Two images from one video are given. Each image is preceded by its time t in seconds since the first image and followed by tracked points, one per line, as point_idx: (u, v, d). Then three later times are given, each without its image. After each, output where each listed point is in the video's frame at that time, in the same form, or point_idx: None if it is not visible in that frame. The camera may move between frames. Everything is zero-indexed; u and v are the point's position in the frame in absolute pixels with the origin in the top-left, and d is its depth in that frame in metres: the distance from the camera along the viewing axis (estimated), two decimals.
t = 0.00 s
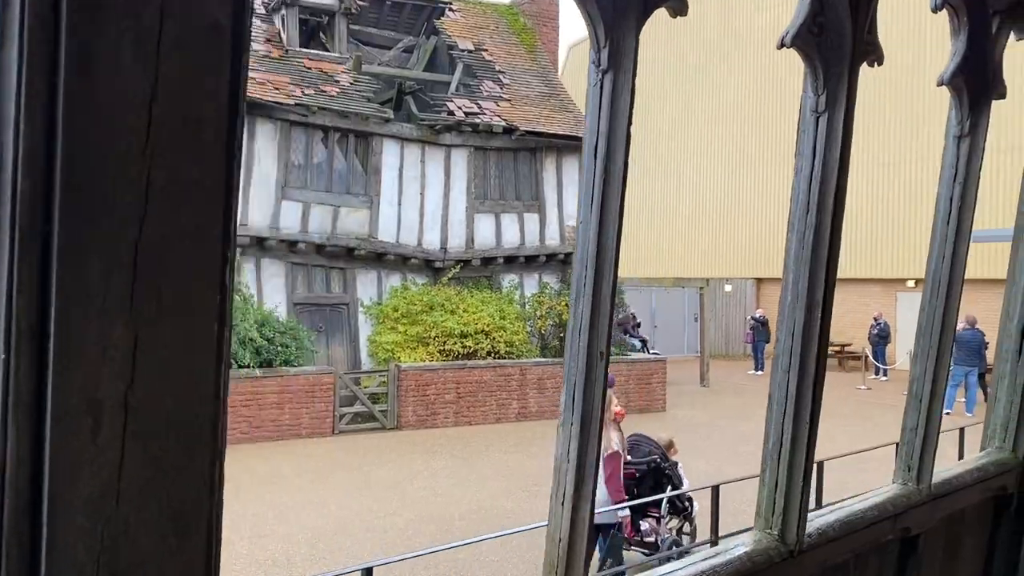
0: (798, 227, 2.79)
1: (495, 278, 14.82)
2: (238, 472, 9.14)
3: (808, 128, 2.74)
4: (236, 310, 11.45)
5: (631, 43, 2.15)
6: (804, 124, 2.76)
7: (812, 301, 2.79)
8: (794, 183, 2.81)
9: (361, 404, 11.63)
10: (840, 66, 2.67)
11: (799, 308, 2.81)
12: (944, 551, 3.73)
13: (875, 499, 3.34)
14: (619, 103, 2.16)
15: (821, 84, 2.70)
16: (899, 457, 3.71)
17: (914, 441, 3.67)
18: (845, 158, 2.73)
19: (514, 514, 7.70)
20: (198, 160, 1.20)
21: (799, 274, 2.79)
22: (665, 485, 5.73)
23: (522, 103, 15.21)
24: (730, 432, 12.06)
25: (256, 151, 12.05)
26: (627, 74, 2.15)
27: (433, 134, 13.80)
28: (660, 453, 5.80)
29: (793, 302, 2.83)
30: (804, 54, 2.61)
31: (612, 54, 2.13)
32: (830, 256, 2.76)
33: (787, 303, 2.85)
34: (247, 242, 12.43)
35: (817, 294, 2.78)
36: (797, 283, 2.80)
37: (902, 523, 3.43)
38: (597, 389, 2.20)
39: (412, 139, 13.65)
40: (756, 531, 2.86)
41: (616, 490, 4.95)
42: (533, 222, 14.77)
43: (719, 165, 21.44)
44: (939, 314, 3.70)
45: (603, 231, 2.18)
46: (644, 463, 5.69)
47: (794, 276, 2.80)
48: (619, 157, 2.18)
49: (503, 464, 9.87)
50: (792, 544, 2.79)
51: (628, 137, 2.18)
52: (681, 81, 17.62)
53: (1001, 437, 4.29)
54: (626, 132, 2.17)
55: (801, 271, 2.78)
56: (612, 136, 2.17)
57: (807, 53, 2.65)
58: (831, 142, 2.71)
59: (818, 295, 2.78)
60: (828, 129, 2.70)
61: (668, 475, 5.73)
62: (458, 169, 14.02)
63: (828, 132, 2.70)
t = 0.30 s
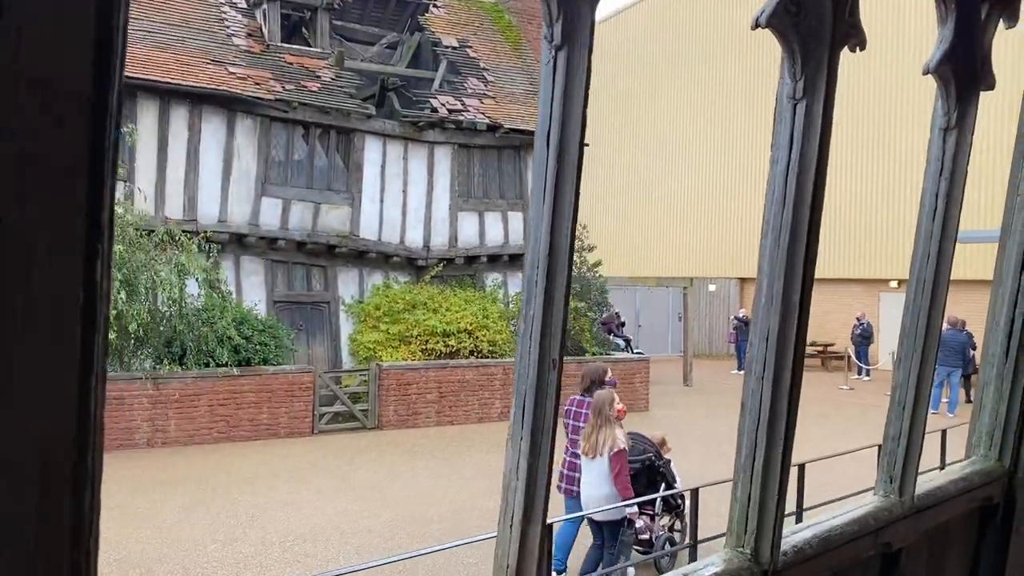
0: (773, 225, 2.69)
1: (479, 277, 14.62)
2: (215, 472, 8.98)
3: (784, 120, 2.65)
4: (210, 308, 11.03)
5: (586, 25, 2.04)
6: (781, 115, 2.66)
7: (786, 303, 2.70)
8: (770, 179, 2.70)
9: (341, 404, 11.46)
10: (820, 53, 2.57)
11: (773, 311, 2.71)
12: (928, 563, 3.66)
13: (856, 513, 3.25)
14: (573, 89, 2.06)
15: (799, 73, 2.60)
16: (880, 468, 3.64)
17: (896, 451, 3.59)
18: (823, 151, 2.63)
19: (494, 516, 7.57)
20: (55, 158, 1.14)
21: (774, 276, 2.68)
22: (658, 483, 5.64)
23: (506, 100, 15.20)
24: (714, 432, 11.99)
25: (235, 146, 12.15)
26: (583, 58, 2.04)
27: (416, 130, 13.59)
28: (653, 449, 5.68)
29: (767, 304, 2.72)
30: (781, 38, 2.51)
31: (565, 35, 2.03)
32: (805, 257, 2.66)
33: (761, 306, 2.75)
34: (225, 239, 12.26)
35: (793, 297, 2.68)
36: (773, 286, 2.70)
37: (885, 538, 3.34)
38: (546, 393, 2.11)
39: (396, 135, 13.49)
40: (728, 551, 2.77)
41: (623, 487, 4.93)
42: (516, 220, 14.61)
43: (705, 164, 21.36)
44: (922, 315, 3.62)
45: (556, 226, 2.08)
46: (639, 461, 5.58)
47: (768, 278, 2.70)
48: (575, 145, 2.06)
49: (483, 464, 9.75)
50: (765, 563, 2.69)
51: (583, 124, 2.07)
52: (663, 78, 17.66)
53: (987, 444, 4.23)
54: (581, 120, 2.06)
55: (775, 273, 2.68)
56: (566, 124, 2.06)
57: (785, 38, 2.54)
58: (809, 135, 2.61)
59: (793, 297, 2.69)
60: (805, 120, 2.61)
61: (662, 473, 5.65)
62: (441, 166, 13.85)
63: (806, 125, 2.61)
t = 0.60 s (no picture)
0: (764, 229, 2.58)
1: (468, 280, 14.47)
2: (195, 478, 8.80)
3: (776, 117, 2.55)
4: (194, 309, 10.73)
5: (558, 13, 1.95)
6: (773, 110, 2.56)
7: (776, 312, 2.58)
8: (761, 179, 2.59)
9: (327, 408, 11.31)
10: (815, 45, 2.47)
11: (763, 320, 2.59)
12: None
13: (852, 538, 3.14)
14: (541, 77, 1.94)
15: (792, 66, 2.49)
16: (878, 488, 3.54)
17: (895, 472, 3.50)
18: (817, 150, 2.52)
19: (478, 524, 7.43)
20: None
21: (766, 283, 2.56)
22: (659, 486, 5.50)
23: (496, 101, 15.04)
24: (703, 436, 11.86)
25: (221, 146, 11.98)
26: (555, 44, 1.94)
27: (404, 131, 13.42)
28: (654, 453, 5.56)
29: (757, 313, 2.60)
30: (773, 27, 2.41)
31: (534, 21, 1.93)
32: (798, 262, 2.54)
33: (750, 314, 2.63)
34: (209, 241, 12.03)
35: (786, 306, 2.57)
36: (764, 293, 2.57)
37: (883, 563, 3.22)
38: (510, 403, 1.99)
39: (384, 136, 13.34)
40: None
41: (627, 492, 4.91)
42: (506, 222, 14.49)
43: (697, 166, 21.24)
44: (923, 326, 3.52)
45: (522, 226, 1.97)
46: (640, 463, 5.46)
47: (759, 286, 2.58)
48: (542, 137, 1.95)
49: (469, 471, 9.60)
50: None
51: (552, 114, 1.96)
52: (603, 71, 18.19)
53: (988, 461, 4.11)
54: (551, 110, 1.95)
55: (766, 280, 2.57)
56: (535, 115, 1.95)
57: (777, 28, 2.44)
58: (802, 132, 2.50)
59: (784, 305, 2.57)
60: (796, 117, 2.50)
61: (662, 477, 5.52)
62: (430, 167, 13.70)
63: (797, 122, 2.50)
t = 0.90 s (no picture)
0: (756, 250, 2.45)
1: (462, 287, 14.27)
2: (183, 490, 8.65)
3: (770, 131, 2.43)
4: (184, 317, 10.61)
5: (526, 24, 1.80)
6: (767, 120, 2.45)
7: (772, 339, 2.43)
8: (755, 197, 2.47)
9: (318, 418, 11.18)
10: (813, 54, 2.37)
11: (759, 349, 2.44)
12: None
13: None
14: (503, 93, 1.78)
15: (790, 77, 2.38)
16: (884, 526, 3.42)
17: (900, 511, 3.37)
18: (815, 166, 2.40)
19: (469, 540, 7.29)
20: None
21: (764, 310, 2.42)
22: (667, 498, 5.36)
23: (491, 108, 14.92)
24: (700, 446, 11.72)
25: (212, 152, 11.86)
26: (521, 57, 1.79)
27: (398, 137, 13.32)
28: (661, 465, 5.42)
29: (750, 340, 2.46)
30: (769, 33, 2.30)
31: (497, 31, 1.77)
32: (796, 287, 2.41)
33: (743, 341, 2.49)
34: (200, 248, 11.89)
35: (785, 336, 2.43)
36: (761, 320, 2.44)
37: None
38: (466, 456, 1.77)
39: (377, 143, 13.22)
40: None
41: (642, 503, 4.81)
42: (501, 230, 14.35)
43: (692, 175, 21.24)
44: (932, 354, 3.41)
45: (482, 262, 1.79)
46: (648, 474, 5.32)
47: (753, 314, 2.45)
48: (507, 159, 1.79)
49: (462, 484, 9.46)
50: None
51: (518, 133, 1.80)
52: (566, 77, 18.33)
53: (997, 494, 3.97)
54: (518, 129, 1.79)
55: (760, 307, 2.43)
56: (493, 134, 1.78)
57: (774, 37, 2.33)
58: (799, 146, 2.39)
59: (781, 332, 2.43)
60: (789, 129, 2.39)
61: (670, 487, 5.38)
62: (424, 174, 13.60)
63: (791, 136, 2.39)
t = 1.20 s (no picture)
0: (753, 270, 2.36)
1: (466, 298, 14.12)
2: (181, 506, 8.54)
3: (768, 143, 2.34)
4: (185, 329, 10.52)
5: (482, 56, 1.89)
6: (767, 132, 2.35)
7: (773, 367, 2.33)
8: (754, 214, 2.38)
9: (319, 432, 11.08)
10: (814, 61, 2.27)
11: (759, 378, 2.34)
12: None
13: None
14: (459, 123, 1.88)
15: (790, 86, 2.28)
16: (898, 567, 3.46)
17: (913, 551, 3.41)
18: (817, 181, 2.29)
19: (470, 559, 7.17)
20: None
21: (766, 335, 2.33)
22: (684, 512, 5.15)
23: (495, 118, 14.83)
24: (706, 459, 11.56)
25: (213, 163, 11.81)
26: (477, 87, 1.88)
27: (401, 148, 13.26)
28: (679, 479, 5.25)
29: (748, 369, 2.36)
30: (768, 36, 2.21)
31: (453, 63, 1.87)
32: (797, 310, 2.32)
33: (741, 369, 2.39)
34: (200, 260, 11.80)
35: (786, 368, 2.32)
36: (762, 346, 2.34)
37: None
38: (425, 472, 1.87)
39: (380, 153, 13.16)
40: None
41: (672, 521, 4.74)
42: (504, 240, 14.24)
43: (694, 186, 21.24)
44: (946, 385, 3.41)
45: (439, 292, 1.88)
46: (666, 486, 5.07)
47: (750, 339, 2.36)
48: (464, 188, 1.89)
49: (463, 500, 9.33)
50: None
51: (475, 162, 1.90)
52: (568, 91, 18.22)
53: (1016, 529, 3.80)
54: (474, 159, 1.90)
55: (758, 332, 2.35)
56: (448, 164, 1.88)
57: (772, 43, 2.23)
58: (801, 160, 2.29)
59: (782, 360, 2.33)
60: (787, 140, 2.30)
61: (687, 501, 5.15)
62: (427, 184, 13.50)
63: (789, 147, 2.30)
